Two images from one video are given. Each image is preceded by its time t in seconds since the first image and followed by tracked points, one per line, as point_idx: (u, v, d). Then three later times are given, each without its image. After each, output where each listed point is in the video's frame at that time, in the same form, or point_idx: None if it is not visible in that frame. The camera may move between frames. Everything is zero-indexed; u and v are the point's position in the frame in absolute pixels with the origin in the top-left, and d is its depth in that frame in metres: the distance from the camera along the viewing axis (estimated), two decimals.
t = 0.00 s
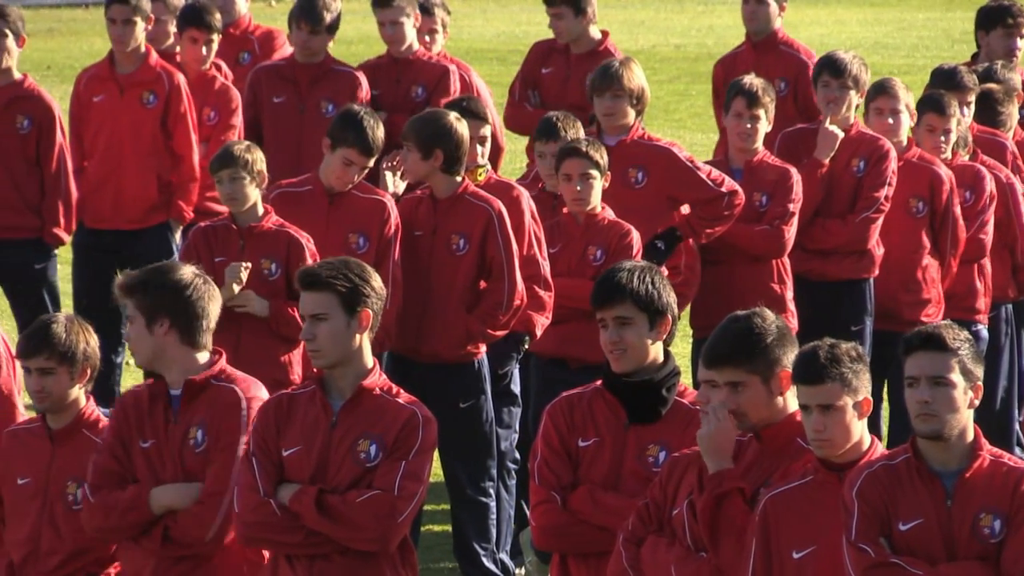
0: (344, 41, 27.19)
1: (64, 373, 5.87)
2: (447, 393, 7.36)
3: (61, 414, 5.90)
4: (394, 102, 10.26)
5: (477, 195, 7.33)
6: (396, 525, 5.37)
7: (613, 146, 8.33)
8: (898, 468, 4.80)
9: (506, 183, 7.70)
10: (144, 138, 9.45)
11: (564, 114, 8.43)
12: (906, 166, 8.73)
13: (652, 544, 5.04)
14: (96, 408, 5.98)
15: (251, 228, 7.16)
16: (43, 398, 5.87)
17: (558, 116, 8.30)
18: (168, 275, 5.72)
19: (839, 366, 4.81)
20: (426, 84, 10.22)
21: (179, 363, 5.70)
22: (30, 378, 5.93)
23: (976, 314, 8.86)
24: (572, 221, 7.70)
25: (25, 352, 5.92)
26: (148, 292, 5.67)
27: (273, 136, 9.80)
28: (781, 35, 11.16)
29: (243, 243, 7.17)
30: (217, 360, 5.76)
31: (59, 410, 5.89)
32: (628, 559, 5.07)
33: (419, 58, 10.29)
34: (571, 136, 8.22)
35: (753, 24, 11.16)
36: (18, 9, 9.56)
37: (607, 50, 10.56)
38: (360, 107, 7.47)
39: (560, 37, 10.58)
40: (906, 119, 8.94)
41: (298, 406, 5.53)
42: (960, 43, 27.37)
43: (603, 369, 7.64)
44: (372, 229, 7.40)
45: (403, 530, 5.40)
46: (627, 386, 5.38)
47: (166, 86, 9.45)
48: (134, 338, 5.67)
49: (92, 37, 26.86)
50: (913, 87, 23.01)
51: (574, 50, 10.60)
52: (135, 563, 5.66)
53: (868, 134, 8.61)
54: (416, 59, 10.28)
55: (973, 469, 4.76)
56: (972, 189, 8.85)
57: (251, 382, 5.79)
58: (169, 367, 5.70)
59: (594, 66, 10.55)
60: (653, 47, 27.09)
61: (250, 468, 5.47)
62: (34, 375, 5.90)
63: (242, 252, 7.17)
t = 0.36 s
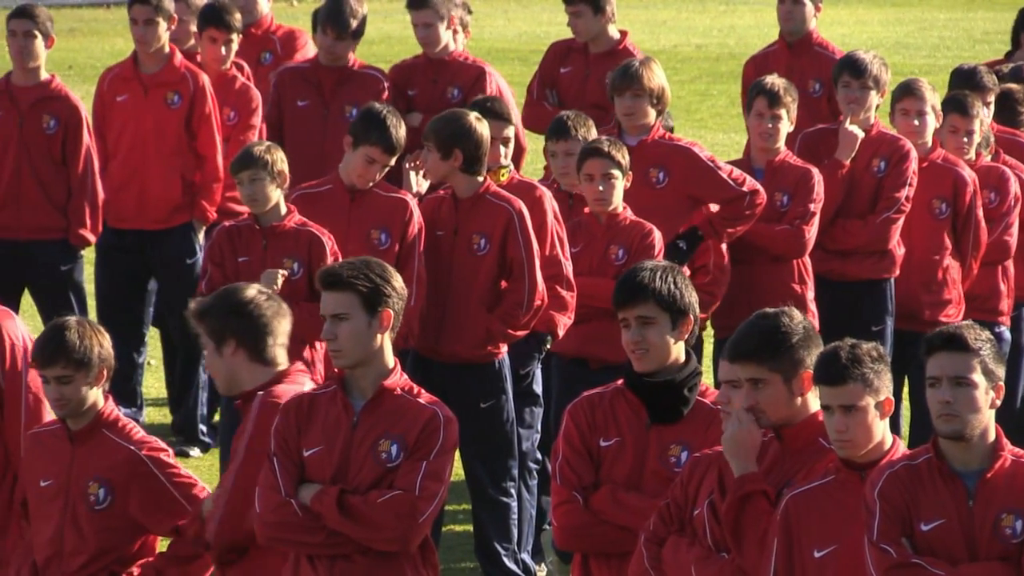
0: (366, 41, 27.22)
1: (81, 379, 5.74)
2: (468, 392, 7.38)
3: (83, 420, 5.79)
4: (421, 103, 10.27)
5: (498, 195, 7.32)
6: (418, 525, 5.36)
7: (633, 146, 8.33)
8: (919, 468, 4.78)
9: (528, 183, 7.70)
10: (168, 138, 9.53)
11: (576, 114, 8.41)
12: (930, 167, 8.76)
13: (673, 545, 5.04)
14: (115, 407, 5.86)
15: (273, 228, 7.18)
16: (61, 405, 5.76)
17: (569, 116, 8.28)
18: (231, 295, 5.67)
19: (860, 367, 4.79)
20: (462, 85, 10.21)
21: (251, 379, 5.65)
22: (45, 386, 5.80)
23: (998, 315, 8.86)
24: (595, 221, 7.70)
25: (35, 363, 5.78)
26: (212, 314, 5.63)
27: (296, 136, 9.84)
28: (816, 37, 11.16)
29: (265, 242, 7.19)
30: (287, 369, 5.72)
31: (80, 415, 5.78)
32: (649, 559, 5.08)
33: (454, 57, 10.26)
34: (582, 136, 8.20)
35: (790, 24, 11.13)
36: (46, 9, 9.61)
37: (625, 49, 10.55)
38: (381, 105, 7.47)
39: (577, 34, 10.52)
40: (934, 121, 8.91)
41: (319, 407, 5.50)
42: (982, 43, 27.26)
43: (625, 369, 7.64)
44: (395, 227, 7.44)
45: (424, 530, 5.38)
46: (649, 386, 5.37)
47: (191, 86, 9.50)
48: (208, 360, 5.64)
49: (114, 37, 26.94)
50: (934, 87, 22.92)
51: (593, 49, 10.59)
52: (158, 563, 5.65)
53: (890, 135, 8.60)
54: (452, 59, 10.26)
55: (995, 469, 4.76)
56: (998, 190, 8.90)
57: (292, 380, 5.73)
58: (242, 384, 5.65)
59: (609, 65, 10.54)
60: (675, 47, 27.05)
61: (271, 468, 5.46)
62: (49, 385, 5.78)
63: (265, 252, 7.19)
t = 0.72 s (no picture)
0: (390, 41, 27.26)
1: (126, 380, 5.77)
2: (492, 392, 7.39)
3: (119, 421, 5.81)
4: (444, 102, 10.28)
5: (521, 195, 7.33)
6: (441, 525, 5.32)
7: (656, 146, 8.33)
8: (942, 467, 4.77)
9: (555, 184, 7.71)
10: (189, 139, 9.55)
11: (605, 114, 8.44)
12: (949, 168, 8.85)
13: (695, 544, 5.05)
14: (139, 404, 5.91)
15: (298, 228, 7.21)
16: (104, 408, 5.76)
17: (598, 116, 8.32)
18: (282, 269, 5.64)
19: (880, 373, 4.74)
20: (484, 85, 10.23)
21: (295, 354, 5.65)
22: (86, 391, 5.74)
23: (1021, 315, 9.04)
24: (618, 220, 7.70)
25: (77, 370, 5.70)
26: (261, 287, 5.61)
27: (326, 139, 9.87)
28: (841, 37, 11.16)
29: (289, 243, 7.20)
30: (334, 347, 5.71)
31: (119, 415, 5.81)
32: (672, 560, 5.08)
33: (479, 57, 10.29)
34: (611, 135, 8.24)
35: (815, 24, 11.10)
36: (71, 10, 9.69)
37: (628, 46, 10.47)
38: (403, 104, 7.49)
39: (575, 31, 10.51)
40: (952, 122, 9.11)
41: (342, 407, 5.47)
42: (1006, 43, 27.15)
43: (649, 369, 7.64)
44: (417, 227, 7.45)
45: (447, 530, 5.35)
46: (670, 386, 5.37)
47: (213, 86, 9.52)
48: (253, 333, 5.63)
49: (137, 37, 27.01)
50: (958, 87, 22.84)
51: (595, 46, 10.50)
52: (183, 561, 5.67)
53: (911, 135, 8.64)
54: (477, 58, 10.28)
55: (1019, 469, 4.73)
56: None
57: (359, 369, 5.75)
58: (287, 358, 5.66)
59: (609, 60, 10.45)
60: (698, 47, 27.01)
61: (295, 468, 5.45)
62: (92, 390, 5.73)
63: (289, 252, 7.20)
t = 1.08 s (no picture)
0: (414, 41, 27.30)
1: (167, 401, 5.84)
2: (520, 392, 7.41)
3: (161, 431, 5.88)
4: (468, 101, 10.30)
5: (546, 194, 7.37)
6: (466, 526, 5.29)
7: (680, 145, 8.36)
8: (966, 468, 4.68)
9: (581, 184, 7.71)
10: (212, 139, 9.61)
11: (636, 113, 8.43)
12: (976, 166, 8.90)
13: (720, 545, 5.05)
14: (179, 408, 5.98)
15: (324, 228, 7.25)
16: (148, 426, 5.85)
17: (628, 116, 8.31)
18: (275, 267, 5.70)
19: (902, 377, 4.68)
20: (496, 83, 10.27)
21: (281, 352, 5.69)
22: (127, 415, 5.83)
23: None
24: (644, 220, 7.73)
25: (118, 397, 5.78)
26: (251, 282, 5.67)
27: (368, 144, 9.85)
28: (865, 37, 11.14)
29: (315, 244, 7.26)
30: (319, 347, 5.75)
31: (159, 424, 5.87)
32: (696, 559, 5.09)
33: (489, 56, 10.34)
34: (642, 135, 8.23)
35: (838, 25, 11.08)
36: (95, 9, 9.75)
37: (627, 41, 10.44)
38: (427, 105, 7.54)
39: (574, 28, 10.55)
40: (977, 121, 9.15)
41: (368, 407, 5.46)
42: None
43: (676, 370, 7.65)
44: (439, 228, 7.51)
45: (473, 531, 5.31)
46: (691, 386, 5.39)
47: (235, 86, 9.59)
48: (239, 328, 5.68)
49: (162, 37, 27.13)
50: (983, 87, 22.76)
51: (593, 44, 10.48)
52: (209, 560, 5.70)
53: (936, 135, 8.65)
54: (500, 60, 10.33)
55: None
56: None
57: (349, 369, 5.79)
58: (273, 356, 5.70)
59: (609, 56, 10.43)
60: (723, 47, 26.98)
61: (320, 468, 5.43)
62: (134, 416, 5.82)
63: (315, 252, 7.25)
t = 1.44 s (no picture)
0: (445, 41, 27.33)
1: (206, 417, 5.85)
2: (551, 392, 7.43)
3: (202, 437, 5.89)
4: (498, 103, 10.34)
5: (573, 194, 7.39)
6: (497, 526, 5.29)
7: (710, 145, 8.39)
8: (997, 467, 4.64)
9: (612, 184, 7.71)
10: (242, 139, 9.68)
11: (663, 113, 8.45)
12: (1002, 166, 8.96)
13: (750, 544, 5.05)
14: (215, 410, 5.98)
15: (355, 230, 7.27)
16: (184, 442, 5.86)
17: (657, 115, 8.32)
18: (261, 272, 5.70)
19: (931, 379, 4.63)
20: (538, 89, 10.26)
21: (277, 355, 5.66)
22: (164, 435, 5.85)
23: None
24: (675, 220, 7.75)
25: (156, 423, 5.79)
26: (240, 288, 5.68)
27: (394, 136, 9.94)
28: (894, 38, 11.12)
29: (347, 244, 7.29)
30: (315, 344, 5.70)
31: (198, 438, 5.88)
32: (726, 559, 5.09)
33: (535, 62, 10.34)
34: (671, 135, 8.25)
35: (867, 25, 11.09)
36: (126, 10, 9.81)
37: (634, 41, 10.26)
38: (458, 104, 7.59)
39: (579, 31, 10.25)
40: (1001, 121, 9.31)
41: (399, 407, 5.49)
42: None
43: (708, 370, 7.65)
44: (467, 227, 7.58)
45: (504, 531, 5.32)
46: (718, 387, 5.39)
47: (263, 86, 9.65)
48: (233, 335, 5.68)
49: (192, 37, 27.24)
50: (1014, 87, 22.65)
51: (600, 46, 10.27)
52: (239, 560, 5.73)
53: (969, 135, 8.69)
54: (533, 62, 10.33)
55: None
56: None
57: (340, 364, 5.71)
58: (269, 359, 5.68)
59: (619, 58, 10.22)
60: (754, 47, 26.91)
61: (351, 468, 5.44)
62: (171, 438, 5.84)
63: (348, 252, 7.29)
